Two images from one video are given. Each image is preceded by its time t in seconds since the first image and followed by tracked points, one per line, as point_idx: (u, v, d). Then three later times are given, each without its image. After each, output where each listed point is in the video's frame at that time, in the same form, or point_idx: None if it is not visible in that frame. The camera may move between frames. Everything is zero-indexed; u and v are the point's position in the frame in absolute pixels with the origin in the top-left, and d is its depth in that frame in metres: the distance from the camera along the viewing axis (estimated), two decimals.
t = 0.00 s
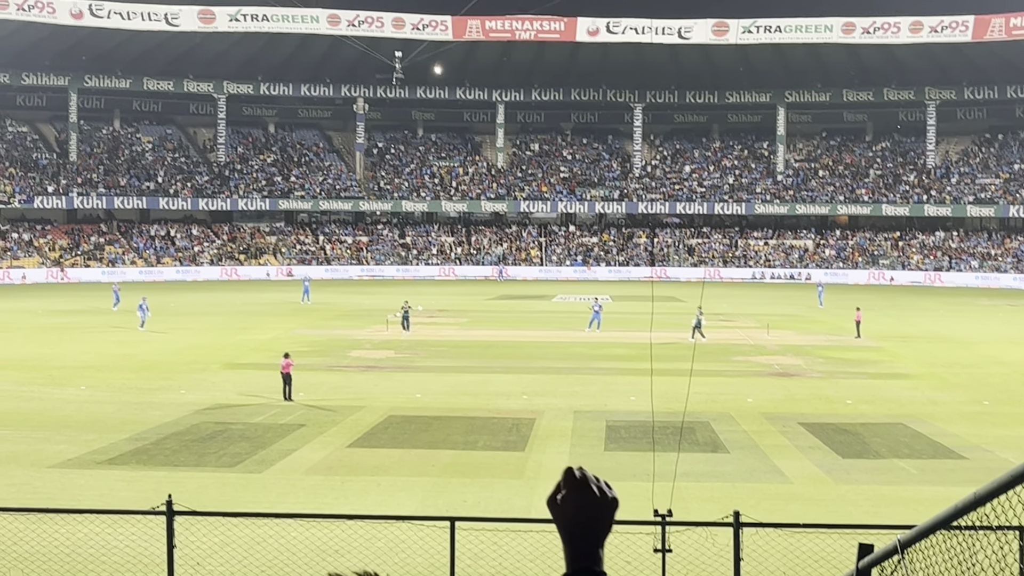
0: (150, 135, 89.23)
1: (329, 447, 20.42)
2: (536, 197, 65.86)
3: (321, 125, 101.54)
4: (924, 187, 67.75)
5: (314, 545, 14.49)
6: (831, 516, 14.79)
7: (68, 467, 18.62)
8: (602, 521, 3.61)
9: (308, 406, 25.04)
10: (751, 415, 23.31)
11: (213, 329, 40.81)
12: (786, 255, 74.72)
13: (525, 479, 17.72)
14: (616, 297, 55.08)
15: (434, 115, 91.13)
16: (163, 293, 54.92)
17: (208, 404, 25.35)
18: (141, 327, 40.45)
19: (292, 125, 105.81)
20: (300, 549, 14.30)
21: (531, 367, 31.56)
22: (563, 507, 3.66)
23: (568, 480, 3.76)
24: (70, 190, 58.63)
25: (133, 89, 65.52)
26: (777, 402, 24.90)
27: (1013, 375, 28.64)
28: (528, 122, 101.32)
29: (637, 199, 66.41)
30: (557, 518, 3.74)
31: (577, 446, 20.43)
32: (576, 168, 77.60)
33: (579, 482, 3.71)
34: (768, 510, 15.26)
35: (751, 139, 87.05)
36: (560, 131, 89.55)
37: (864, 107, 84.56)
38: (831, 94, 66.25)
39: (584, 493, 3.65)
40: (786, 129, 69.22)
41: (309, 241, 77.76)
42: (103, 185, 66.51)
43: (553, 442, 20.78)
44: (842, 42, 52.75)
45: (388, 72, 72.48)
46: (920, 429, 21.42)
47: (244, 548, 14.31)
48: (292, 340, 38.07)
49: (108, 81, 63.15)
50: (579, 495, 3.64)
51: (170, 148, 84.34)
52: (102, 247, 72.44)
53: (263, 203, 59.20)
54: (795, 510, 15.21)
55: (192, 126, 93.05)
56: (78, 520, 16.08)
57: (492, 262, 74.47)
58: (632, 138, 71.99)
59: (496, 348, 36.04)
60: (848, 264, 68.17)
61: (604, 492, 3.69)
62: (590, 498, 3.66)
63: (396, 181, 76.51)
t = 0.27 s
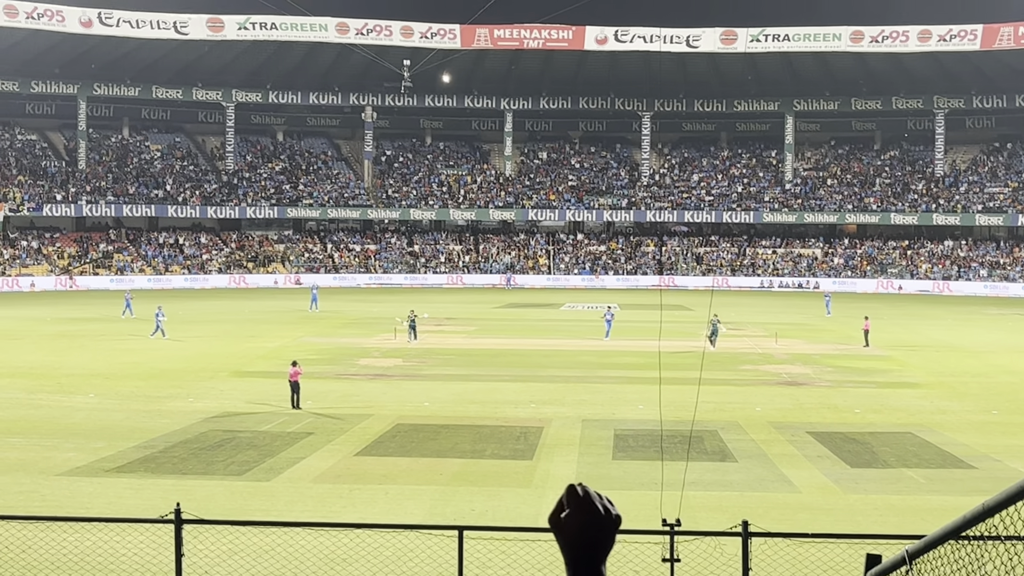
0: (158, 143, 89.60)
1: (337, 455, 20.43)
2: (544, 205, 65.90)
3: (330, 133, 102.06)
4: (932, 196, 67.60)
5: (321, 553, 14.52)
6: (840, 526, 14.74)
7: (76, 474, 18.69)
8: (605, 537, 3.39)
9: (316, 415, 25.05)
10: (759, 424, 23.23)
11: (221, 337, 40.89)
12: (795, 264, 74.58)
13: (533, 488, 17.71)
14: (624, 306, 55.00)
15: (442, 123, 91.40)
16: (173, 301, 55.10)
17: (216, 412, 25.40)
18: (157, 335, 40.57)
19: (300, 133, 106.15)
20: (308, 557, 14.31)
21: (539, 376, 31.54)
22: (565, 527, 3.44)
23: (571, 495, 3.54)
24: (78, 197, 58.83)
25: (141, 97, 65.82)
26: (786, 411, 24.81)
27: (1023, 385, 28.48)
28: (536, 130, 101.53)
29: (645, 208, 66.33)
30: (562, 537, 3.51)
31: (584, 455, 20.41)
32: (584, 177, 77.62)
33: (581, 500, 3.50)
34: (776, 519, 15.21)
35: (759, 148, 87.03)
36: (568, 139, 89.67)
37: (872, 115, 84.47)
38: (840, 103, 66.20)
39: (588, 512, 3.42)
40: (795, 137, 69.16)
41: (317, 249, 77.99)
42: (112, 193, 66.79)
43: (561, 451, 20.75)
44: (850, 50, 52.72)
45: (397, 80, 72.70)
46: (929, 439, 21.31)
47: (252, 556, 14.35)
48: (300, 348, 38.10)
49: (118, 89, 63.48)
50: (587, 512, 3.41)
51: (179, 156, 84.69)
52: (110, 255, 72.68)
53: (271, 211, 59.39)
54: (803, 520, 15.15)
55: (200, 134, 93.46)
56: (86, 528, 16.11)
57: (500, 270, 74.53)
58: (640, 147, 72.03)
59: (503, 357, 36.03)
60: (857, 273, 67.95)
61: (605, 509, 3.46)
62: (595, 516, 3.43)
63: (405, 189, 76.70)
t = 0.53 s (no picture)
0: (168, 148, 90.03)
1: (346, 460, 20.49)
2: (553, 210, 65.90)
3: (339, 138, 102.34)
4: (942, 201, 67.44)
5: (331, 557, 14.56)
6: (848, 531, 14.71)
7: (86, 479, 18.79)
8: (575, 548, 3.26)
9: (325, 419, 25.12)
10: (768, 430, 23.18)
11: (231, 342, 41.02)
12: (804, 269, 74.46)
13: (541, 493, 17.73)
14: (633, 311, 54.97)
15: (451, 128, 91.57)
16: (182, 306, 55.29)
17: (225, 417, 25.48)
18: (172, 340, 40.71)
19: (310, 138, 106.50)
20: (317, 561, 14.35)
21: (547, 381, 31.54)
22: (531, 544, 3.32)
23: (530, 510, 3.41)
24: (87, 202, 59.12)
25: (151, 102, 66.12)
26: (794, 417, 24.76)
27: None
28: (545, 135, 101.66)
29: (654, 213, 66.34)
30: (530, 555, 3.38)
31: (593, 460, 20.42)
32: (593, 182, 77.55)
33: (542, 513, 3.37)
34: (785, 525, 15.18)
35: (768, 153, 86.97)
36: (577, 144, 89.75)
37: (882, 120, 84.29)
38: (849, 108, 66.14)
39: (553, 524, 3.29)
40: (804, 142, 69.10)
41: (326, 254, 78.27)
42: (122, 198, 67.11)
43: (569, 456, 20.77)
44: (860, 55, 52.61)
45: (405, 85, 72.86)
46: (939, 444, 21.24)
47: (261, 561, 14.39)
48: (309, 353, 38.19)
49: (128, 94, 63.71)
50: (550, 526, 3.29)
51: (188, 161, 84.95)
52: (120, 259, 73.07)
53: (280, 216, 59.62)
54: (812, 525, 15.12)
55: (209, 139, 93.84)
56: (95, 532, 16.18)
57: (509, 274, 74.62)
58: (648, 152, 72.05)
59: (512, 361, 36.05)
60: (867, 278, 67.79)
61: (571, 517, 3.35)
62: (561, 528, 3.30)
63: (414, 194, 76.90)
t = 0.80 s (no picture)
0: (176, 151, 90.35)
1: (354, 463, 20.53)
2: (561, 213, 65.89)
3: (347, 141, 102.61)
4: (951, 204, 67.26)
5: (339, 561, 14.59)
6: (856, 534, 14.70)
7: (95, 481, 18.88)
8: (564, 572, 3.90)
9: (334, 422, 25.17)
10: (776, 433, 23.14)
11: (239, 344, 41.13)
12: (812, 272, 74.33)
13: (549, 496, 17.76)
14: (641, 314, 54.94)
15: (459, 131, 91.74)
16: (191, 309, 55.48)
17: (233, 420, 25.56)
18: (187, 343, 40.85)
19: (318, 140, 106.78)
20: (325, 564, 14.39)
21: (555, 384, 31.55)
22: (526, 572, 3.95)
23: (521, 543, 4.07)
24: (96, 205, 59.40)
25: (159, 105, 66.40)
26: (803, 420, 24.71)
27: None
28: (553, 138, 101.73)
29: (662, 216, 66.31)
30: None
31: (601, 463, 20.42)
32: (600, 185, 77.39)
33: (533, 545, 4.00)
34: (793, 528, 15.17)
35: (776, 156, 86.84)
36: (584, 147, 89.76)
37: (890, 123, 84.07)
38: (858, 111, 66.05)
39: (544, 552, 3.93)
40: (812, 145, 69.02)
41: (335, 256, 78.48)
42: (131, 200, 67.41)
43: (577, 459, 20.79)
44: (869, 58, 52.45)
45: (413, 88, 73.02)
46: (947, 448, 21.17)
47: (269, 564, 14.42)
48: (317, 355, 38.27)
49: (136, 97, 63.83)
50: (539, 555, 3.93)
51: (196, 164, 85.16)
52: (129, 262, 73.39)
53: (289, 219, 59.82)
54: (821, 528, 15.10)
55: (218, 142, 94.15)
56: (104, 535, 16.25)
57: (517, 277, 74.67)
58: (656, 155, 72.02)
59: (520, 364, 36.03)
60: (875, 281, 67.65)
61: (563, 546, 3.97)
62: (552, 553, 3.94)
63: (422, 197, 77.04)
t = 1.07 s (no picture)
0: (183, 152, 90.62)
1: (361, 465, 20.58)
2: (567, 215, 65.82)
3: (354, 143, 102.78)
4: (960, 205, 67.02)
5: (347, 562, 14.63)
6: (864, 536, 14.68)
7: (103, 483, 18.97)
8: None
9: (341, 424, 25.23)
10: (783, 435, 23.11)
11: (247, 346, 41.23)
12: (819, 273, 74.15)
13: (556, 497, 17.78)
14: (648, 315, 54.89)
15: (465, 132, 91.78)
16: (198, 310, 55.63)
17: (241, 421, 25.63)
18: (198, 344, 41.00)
19: (325, 142, 106.91)
20: (333, 566, 14.43)
21: (562, 385, 31.55)
22: None
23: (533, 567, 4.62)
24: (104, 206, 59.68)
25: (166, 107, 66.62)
26: (810, 422, 24.68)
27: None
28: (559, 140, 101.71)
29: (669, 217, 66.22)
30: None
31: (608, 465, 20.43)
32: (607, 186, 77.37)
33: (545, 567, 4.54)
34: (801, 529, 15.16)
35: (783, 157, 86.65)
36: (591, 148, 89.70)
37: (898, 124, 83.82)
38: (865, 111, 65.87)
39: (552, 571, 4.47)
40: (819, 146, 68.91)
41: (341, 257, 78.59)
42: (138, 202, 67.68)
43: (584, 460, 20.79)
44: (875, 59, 52.44)
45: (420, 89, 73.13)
46: (955, 449, 21.12)
47: (277, 565, 14.47)
48: (324, 357, 38.33)
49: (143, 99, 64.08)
50: None
51: (203, 166, 85.44)
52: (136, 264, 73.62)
53: (295, 220, 59.93)
54: (828, 530, 15.09)
55: (224, 144, 94.41)
56: (113, 537, 16.33)
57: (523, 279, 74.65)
58: (663, 156, 71.93)
59: (527, 366, 36.05)
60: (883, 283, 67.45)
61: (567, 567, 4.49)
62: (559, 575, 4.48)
63: (428, 198, 77.13)
